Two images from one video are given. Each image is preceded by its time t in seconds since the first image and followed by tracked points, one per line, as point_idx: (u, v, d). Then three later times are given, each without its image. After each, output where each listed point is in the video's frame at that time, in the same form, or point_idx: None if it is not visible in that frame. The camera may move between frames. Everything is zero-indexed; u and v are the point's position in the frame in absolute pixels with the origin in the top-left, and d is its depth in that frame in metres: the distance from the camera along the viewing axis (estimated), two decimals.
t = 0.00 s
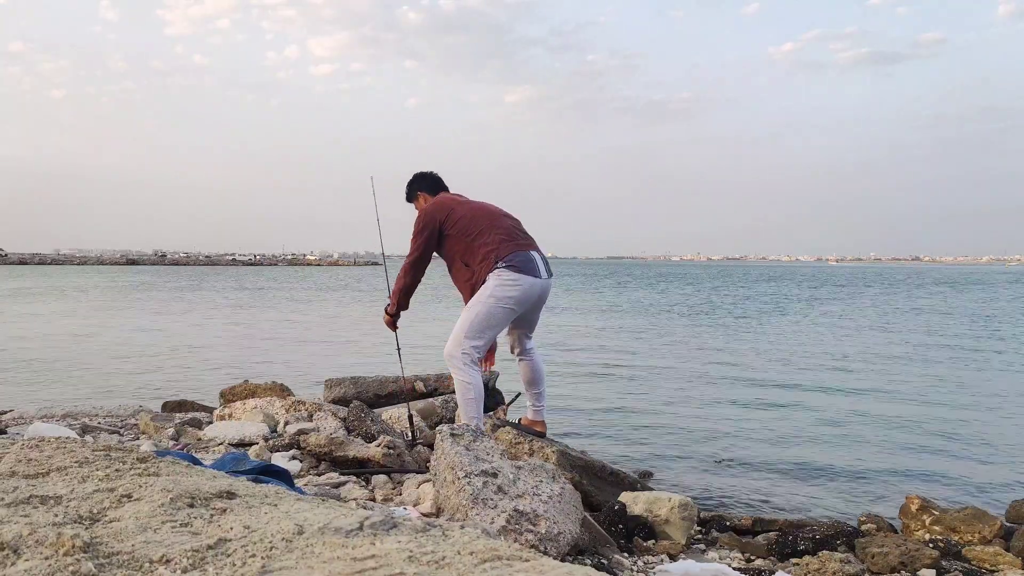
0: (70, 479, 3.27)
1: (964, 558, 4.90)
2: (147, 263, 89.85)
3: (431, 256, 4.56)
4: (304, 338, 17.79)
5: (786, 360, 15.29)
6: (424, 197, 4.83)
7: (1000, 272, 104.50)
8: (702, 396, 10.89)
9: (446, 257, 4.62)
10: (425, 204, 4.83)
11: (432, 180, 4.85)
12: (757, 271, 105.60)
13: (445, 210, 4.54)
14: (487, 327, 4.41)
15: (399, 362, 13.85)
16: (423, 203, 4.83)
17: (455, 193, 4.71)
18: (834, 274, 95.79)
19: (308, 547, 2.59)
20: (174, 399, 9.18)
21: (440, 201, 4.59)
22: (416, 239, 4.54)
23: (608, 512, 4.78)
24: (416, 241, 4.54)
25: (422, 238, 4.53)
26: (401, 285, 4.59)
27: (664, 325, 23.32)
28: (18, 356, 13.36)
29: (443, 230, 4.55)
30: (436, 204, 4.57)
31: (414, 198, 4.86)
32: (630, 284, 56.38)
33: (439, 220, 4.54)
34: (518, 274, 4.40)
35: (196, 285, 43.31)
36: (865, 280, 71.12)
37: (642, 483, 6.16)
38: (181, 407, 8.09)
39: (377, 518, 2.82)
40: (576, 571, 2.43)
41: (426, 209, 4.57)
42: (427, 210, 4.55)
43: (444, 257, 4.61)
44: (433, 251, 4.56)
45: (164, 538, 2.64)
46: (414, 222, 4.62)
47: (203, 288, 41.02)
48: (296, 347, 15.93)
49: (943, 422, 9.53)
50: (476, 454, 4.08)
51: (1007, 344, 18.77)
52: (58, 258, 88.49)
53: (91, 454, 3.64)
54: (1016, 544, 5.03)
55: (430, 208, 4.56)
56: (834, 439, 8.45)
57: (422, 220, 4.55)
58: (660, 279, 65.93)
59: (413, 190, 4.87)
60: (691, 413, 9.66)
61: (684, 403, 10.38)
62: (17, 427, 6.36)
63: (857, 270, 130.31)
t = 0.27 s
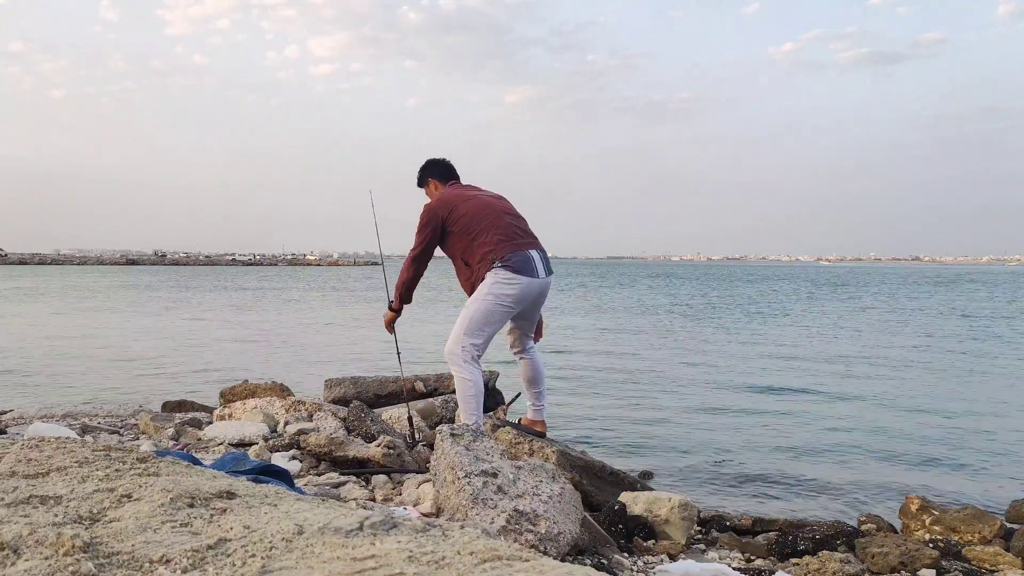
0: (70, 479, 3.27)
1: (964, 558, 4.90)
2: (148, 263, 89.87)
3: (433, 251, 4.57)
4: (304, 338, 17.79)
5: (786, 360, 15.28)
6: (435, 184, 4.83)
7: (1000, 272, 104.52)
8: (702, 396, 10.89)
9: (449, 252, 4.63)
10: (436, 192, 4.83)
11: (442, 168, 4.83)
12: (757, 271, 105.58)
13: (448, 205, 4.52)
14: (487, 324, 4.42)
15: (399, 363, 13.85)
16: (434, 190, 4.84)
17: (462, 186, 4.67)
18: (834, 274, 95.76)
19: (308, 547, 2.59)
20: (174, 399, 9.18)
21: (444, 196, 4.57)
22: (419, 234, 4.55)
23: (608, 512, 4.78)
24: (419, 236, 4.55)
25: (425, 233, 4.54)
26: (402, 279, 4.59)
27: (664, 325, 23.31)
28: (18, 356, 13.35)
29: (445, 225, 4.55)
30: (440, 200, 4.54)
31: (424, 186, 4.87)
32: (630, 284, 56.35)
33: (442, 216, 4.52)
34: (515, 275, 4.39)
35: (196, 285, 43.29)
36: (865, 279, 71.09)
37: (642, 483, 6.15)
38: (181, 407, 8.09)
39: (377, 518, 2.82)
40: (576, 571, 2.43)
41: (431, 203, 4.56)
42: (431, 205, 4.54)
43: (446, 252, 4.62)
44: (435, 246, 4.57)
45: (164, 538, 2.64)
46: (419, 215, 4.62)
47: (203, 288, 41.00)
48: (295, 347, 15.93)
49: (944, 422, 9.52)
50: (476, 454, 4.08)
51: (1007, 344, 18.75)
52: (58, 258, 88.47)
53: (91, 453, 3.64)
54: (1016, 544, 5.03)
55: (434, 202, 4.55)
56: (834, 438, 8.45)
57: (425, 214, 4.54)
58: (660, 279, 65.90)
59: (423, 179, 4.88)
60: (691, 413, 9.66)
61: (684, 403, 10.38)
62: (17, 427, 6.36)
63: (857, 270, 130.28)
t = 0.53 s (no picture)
0: (70, 479, 3.27)
1: (964, 558, 4.90)
2: (148, 263, 89.88)
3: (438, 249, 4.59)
4: (304, 338, 17.79)
5: (786, 360, 15.28)
6: (445, 180, 4.85)
7: (1000, 272, 104.50)
8: (703, 396, 10.88)
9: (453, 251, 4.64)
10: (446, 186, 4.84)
11: (452, 163, 4.83)
12: (757, 271, 105.56)
13: (453, 203, 4.53)
14: (487, 323, 4.42)
15: (399, 364, 13.84)
16: (444, 185, 4.86)
17: (469, 183, 4.68)
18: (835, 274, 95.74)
19: (308, 547, 2.59)
20: (174, 399, 9.17)
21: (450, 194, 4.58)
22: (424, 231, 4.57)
23: (608, 512, 4.78)
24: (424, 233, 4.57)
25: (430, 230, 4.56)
26: (409, 275, 4.59)
27: (664, 325, 23.30)
28: (18, 356, 13.34)
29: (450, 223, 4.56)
30: (446, 198, 4.56)
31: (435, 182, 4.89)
32: (629, 284, 56.32)
33: (447, 213, 4.54)
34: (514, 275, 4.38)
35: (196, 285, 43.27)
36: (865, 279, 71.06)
37: (642, 483, 6.15)
38: (181, 407, 8.09)
39: (377, 518, 2.82)
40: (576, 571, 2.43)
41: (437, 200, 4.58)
42: (438, 202, 4.56)
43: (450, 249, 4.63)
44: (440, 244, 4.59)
45: (163, 538, 2.64)
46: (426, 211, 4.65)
47: (203, 288, 40.95)
48: (295, 348, 15.92)
49: (944, 422, 9.52)
50: (476, 454, 4.08)
51: (1007, 344, 18.74)
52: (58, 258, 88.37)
53: (91, 454, 3.64)
54: (1016, 544, 5.03)
55: (440, 200, 4.57)
56: (834, 438, 8.45)
57: (431, 211, 4.56)
58: (660, 279, 65.88)
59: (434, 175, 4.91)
60: (691, 413, 9.66)
61: (684, 403, 10.38)
62: (17, 427, 6.36)
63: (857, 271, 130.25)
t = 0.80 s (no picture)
0: (70, 479, 3.27)
1: (964, 558, 4.90)
2: (148, 262, 89.89)
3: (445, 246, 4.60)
4: (304, 338, 17.79)
5: (786, 360, 15.28)
6: (448, 179, 4.86)
7: (1000, 272, 104.49)
8: (703, 396, 10.88)
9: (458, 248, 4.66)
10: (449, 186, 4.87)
11: (456, 164, 4.84)
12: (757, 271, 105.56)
13: (459, 199, 4.57)
14: (487, 320, 4.41)
15: (399, 364, 13.84)
16: (447, 185, 4.88)
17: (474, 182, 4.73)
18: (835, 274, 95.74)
19: (308, 547, 2.59)
20: (174, 399, 9.17)
21: (456, 191, 4.62)
22: (431, 227, 4.60)
23: (608, 512, 4.77)
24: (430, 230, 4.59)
25: (437, 227, 4.59)
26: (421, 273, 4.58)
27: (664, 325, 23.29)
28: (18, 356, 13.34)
29: (455, 219, 4.59)
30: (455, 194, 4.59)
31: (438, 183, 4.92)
32: (629, 284, 56.33)
33: (453, 209, 4.58)
34: (518, 269, 4.39)
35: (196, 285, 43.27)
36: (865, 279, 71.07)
37: (642, 483, 6.15)
38: (181, 407, 8.09)
39: (377, 518, 2.82)
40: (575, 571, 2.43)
41: (443, 197, 4.62)
42: (444, 199, 4.60)
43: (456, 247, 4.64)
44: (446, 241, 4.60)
45: (163, 539, 2.64)
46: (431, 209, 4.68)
47: (202, 288, 40.92)
48: (295, 347, 15.91)
49: (944, 422, 9.52)
50: (475, 454, 4.09)
51: (1007, 344, 18.75)
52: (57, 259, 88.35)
53: (91, 454, 3.64)
54: (1016, 544, 5.03)
55: (446, 196, 4.61)
56: (835, 438, 8.45)
57: (437, 209, 4.60)
58: (660, 279, 65.88)
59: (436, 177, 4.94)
60: (691, 413, 9.66)
61: (684, 402, 10.37)
62: (17, 427, 6.36)
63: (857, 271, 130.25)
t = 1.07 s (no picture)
0: (70, 479, 3.27)
1: (964, 558, 4.90)
2: (148, 263, 89.90)
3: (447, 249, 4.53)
4: (304, 338, 17.78)
5: (786, 360, 15.27)
6: (429, 201, 4.83)
7: (1000, 272, 104.48)
8: (702, 396, 10.88)
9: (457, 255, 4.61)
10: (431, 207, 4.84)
11: (436, 187, 4.84)
12: (758, 271, 105.54)
13: (458, 206, 4.59)
14: (483, 324, 4.40)
15: (398, 364, 13.84)
16: (428, 207, 4.84)
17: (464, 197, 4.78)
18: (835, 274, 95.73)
19: (308, 547, 2.59)
20: (174, 399, 9.17)
21: (452, 200, 4.64)
22: (433, 231, 4.53)
23: (608, 512, 4.78)
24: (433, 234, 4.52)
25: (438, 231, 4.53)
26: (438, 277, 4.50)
27: (664, 325, 23.28)
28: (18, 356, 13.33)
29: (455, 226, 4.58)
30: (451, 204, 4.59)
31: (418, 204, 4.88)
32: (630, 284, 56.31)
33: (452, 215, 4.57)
34: (525, 271, 4.43)
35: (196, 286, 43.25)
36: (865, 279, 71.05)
37: (642, 483, 6.15)
38: (181, 407, 8.09)
39: (377, 518, 2.82)
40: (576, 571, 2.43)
41: (441, 205, 4.61)
42: (442, 206, 4.59)
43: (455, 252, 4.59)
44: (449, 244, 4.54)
45: (163, 538, 2.64)
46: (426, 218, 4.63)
47: (202, 288, 40.91)
48: (295, 347, 15.91)
49: (943, 422, 9.52)
50: (476, 454, 4.09)
51: (1008, 345, 18.75)
52: (57, 259, 88.28)
53: (91, 454, 3.64)
54: (1016, 544, 5.03)
55: (445, 203, 4.61)
56: (834, 438, 8.45)
57: (436, 216, 4.56)
58: (661, 280, 65.86)
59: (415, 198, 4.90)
60: (691, 413, 9.66)
61: (684, 402, 10.37)
62: (17, 427, 6.37)
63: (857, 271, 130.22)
